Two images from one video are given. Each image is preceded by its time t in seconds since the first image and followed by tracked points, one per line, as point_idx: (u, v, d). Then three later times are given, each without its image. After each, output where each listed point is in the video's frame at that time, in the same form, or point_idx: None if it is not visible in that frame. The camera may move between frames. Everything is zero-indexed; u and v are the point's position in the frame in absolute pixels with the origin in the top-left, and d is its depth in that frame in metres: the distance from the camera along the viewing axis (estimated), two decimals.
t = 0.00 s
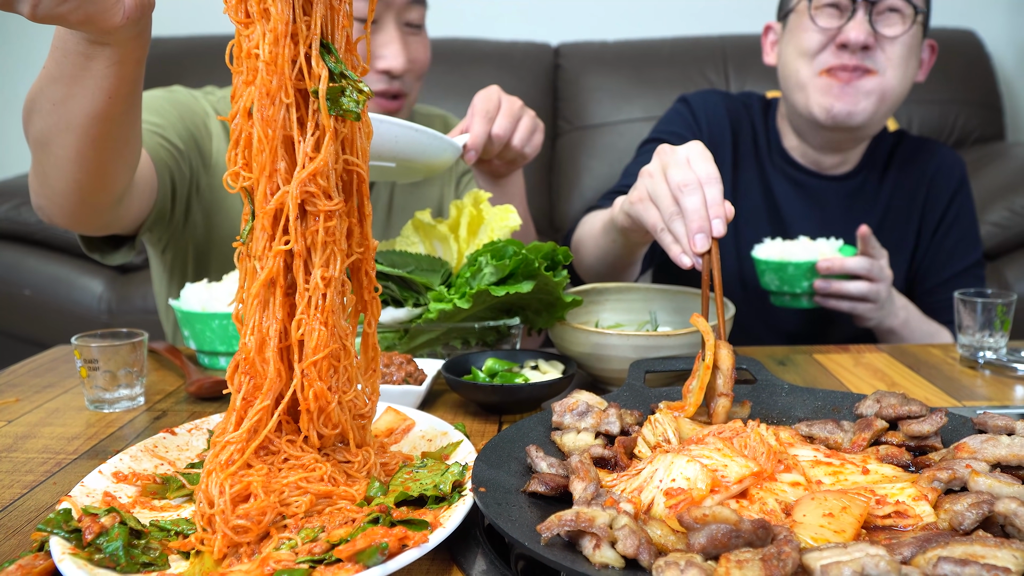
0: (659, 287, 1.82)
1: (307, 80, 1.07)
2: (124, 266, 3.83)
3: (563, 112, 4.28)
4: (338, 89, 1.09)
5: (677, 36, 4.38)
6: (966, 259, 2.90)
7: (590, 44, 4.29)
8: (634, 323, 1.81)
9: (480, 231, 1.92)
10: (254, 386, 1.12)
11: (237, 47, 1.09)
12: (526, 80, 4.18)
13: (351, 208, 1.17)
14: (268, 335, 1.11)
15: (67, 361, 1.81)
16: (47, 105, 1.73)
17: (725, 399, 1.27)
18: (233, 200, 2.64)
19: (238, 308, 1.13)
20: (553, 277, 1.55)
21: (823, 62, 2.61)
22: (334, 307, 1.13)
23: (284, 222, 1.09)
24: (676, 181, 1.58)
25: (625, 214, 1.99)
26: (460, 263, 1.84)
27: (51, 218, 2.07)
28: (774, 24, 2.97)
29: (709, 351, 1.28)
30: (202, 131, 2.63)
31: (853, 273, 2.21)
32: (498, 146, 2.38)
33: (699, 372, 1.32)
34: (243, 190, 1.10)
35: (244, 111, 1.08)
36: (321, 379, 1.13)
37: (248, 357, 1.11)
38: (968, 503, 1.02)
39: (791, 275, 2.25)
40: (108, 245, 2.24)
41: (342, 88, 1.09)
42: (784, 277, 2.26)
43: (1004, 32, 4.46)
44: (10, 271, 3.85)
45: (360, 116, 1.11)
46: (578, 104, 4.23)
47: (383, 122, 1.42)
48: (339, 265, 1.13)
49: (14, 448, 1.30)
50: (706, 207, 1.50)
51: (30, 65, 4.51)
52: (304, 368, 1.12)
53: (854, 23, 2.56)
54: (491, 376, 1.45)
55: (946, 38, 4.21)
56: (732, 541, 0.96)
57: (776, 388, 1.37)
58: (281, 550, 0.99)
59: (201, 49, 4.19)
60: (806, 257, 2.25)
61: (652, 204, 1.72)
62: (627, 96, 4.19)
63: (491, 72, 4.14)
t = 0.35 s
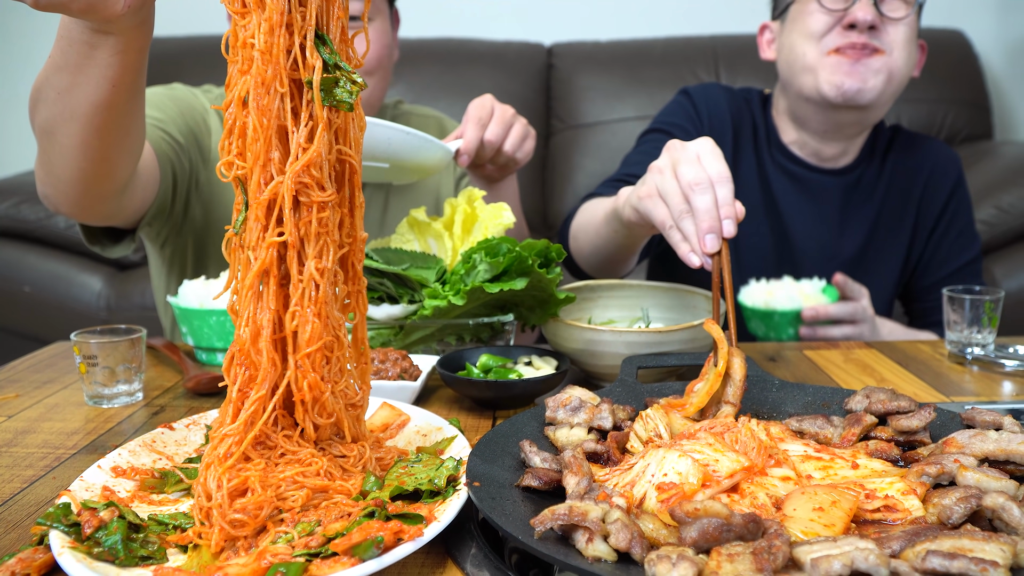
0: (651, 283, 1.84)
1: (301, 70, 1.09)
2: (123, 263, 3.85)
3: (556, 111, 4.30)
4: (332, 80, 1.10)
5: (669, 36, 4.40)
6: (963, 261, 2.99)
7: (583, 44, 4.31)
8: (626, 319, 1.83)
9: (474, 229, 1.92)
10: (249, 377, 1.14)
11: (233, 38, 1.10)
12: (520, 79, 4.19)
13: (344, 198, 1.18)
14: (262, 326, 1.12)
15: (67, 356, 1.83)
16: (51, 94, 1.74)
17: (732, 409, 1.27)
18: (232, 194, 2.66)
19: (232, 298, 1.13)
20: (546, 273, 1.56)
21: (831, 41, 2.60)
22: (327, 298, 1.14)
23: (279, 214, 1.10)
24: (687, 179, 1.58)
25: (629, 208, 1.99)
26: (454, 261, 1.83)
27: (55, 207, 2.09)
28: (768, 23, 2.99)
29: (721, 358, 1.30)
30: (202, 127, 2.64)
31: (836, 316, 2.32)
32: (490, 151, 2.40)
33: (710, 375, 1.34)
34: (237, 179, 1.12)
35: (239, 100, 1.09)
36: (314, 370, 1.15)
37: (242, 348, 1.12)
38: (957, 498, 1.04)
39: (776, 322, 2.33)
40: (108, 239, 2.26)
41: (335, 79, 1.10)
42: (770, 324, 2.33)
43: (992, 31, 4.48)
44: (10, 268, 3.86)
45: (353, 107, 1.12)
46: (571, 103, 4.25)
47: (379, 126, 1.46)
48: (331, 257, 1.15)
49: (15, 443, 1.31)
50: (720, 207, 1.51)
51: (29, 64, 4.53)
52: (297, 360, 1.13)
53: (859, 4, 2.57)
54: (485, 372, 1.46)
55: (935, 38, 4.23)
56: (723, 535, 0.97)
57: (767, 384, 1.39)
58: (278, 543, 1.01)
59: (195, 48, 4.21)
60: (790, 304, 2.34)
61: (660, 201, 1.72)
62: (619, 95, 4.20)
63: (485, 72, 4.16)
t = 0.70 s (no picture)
0: (644, 280, 1.86)
1: (298, 87, 1.10)
2: (121, 260, 3.87)
3: (549, 110, 4.30)
4: (330, 98, 1.11)
5: (661, 36, 4.41)
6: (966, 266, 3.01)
7: (576, 44, 4.32)
8: (619, 315, 1.85)
9: (469, 227, 1.96)
10: (253, 386, 1.16)
11: (232, 54, 1.11)
12: (514, 79, 4.20)
13: (342, 215, 1.19)
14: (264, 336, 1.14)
15: (66, 352, 1.84)
16: (49, 97, 1.75)
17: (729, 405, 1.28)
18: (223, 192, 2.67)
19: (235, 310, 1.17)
20: (540, 271, 1.57)
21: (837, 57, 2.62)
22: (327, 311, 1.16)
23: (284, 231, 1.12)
24: (694, 181, 1.58)
25: (634, 207, 2.00)
26: (449, 258, 1.86)
27: (51, 207, 2.10)
28: (775, 25, 3.01)
29: (727, 363, 1.31)
30: (191, 127, 2.66)
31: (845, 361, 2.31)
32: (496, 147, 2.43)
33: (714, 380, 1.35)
34: (237, 195, 1.14)
35: (238, 116, 1.10)
36: (315, 382, 1.16)
37: (246, 361, 1.15)
38: (945, 492, 1.05)
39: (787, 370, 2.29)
40: (98, 240, 2.27)
41: (333, 97, 1.12)
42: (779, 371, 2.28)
43: (979, 32, 4.51)
44: (10, 266, 3.87)
45: (350, 126, 1.15)
46: (564, 102, 4.26)
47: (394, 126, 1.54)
48: (331, 271, 1.16)
49: (15, 438, 1.33)
50: (728, 208, 1.51)
51: (27, 63, 4.54)
52: (299, 372, 1.15)
53: (867, 22, 2.58)
54: (479, 368, 1.47)
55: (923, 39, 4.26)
56: (715, 529, 0.98)
57: (759, 380, 1.41)
58: (275, 537, 1.02)
59: (190, 49, 4.22)
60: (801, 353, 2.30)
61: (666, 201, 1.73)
62: (613, 94, 4.22)
63: (479, 71, 4.17)
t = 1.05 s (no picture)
0: (636, 277, 1.87)
1: (307, 84, 1.11)
2: (120, 257, 3.89)
3: (542, 109, 4.32)
4: (337, 96, 1.13)
5: (653, 36, 4.43)
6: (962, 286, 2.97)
7: (569, 44, 4.34)
8: (611, 312, 1.87)
9: (463, 224, 1.97)
10: (251, 376, 1.16)
11: (241, 54, 1.13)
12: (508, 79, 4.22)
13: (348, 208, 1.21)
14: (264, 327, 1.15)
15: (66, 348, 1.86)
16: (52, 95, 1.77)
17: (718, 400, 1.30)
18: (217, 191, 2.70)
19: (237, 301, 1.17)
20: (533, 268, 1.60)
21: (790, 179, 2.70)
22: (330, 303, 1.16)
23: (289, 225, 1.13)
24: (683, 179, 1.60)
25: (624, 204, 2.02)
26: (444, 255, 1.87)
27: (52, 204, 2.11)
28: (773, 58, 2.84)
29: (716, 358, 1.32)
30: (184, 127, 2.68)
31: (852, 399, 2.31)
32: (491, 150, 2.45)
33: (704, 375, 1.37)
34: (245, 188, 1.15)
35: (247, 113, 1.12)
36: (316, 372, 1.16)
37: (246, 349, 1.15)
38: (933, 487, 1.06)
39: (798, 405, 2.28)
40: (96, 239, 2.31)
41: (341, 95, 1.13)
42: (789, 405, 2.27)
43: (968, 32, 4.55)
44: (10, 263, 3.89)
45: (356, 122, 1.16)
46: (557, 101, 4.27)
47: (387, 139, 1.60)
48: (336, 262, 1.16)
49: (15, 433, 1.34)
50: (716, 206, 1.52)
51: (28, 62, 4.56)
52: (300, 362, 1.15)
53: (819, 171, 2.50)
54: (473, 364, 1.49)
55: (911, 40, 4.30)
56: (705, 523, 0.99)
57: (750, 375, 1.43)
58: (272, 530, 1.03)
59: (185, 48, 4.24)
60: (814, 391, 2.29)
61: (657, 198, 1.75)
62: (605, 94, 4.23)
63: (473, 71, 4.19)
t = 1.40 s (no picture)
0: (627, 274, 1.89)
1: (297, 83, 1.12)
2: (119, 254, 3.91)
3: (535, 108, 4.34)
4: (327, 95, 1.14)
5: (645, 36, 4.45)
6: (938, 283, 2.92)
7: (562, 44, 4.35)
8: (603, 309, 1.88)
9: (457, 222, 1.99)
10: (248, 372, 1.18)
11: (231, 51, 1.14)
12: (501, 78, 4.24)
13: (336, 206, 1.22)
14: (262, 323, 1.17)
15: (66, 344, 1.87)
16: (55, 91, 1.78)
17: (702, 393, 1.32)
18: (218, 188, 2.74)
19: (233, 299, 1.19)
20: (526, 265, 1.62)
21: (789, 151, 2.64)
22: (323, 298, 1.18)
23: (284, 223, 1.15)
24: (658, 171, 1.62)
25: (604, 199, 2.04)
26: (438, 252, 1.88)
27: (56, 197, 2.13)
28: (751, 44, 2.85)
29: (692, 346, 1.33)
30: (188, 125, 2.70)
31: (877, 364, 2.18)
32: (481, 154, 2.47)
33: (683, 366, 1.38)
34: (237, 185, 1.17)
35: (238, 110, 1.13)
36: (312, 368, 1.19)
37: (243, 347, 1.17)
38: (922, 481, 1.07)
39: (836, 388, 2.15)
40: (100, 233, 2.31)
41: (331, 94, 1.14)
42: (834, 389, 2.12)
43: (956, 32, 4.58)
44: (9, 260, 3.90)
45: (345, 121, 1.17)
46: (550, 100, 4.29)
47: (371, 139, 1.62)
48: (327, 259, 1.18)
49: (15, 428, 1.36)
50: (691, 197, 1.54)
51: (26, 60, 4.57)
52: (295, 358, 1.17)
53: (821, 127, 2.47)
54: (467, 360, 1.51)
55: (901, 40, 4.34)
56: (696, 517, 1.00)
57: (739, 370, 1.44)
58: (269, 524, 1.04)
59: (180, 47, 4.25)
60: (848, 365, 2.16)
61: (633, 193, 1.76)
62: (598, 93, 4.25)
63: (467, 70, 4.22)
